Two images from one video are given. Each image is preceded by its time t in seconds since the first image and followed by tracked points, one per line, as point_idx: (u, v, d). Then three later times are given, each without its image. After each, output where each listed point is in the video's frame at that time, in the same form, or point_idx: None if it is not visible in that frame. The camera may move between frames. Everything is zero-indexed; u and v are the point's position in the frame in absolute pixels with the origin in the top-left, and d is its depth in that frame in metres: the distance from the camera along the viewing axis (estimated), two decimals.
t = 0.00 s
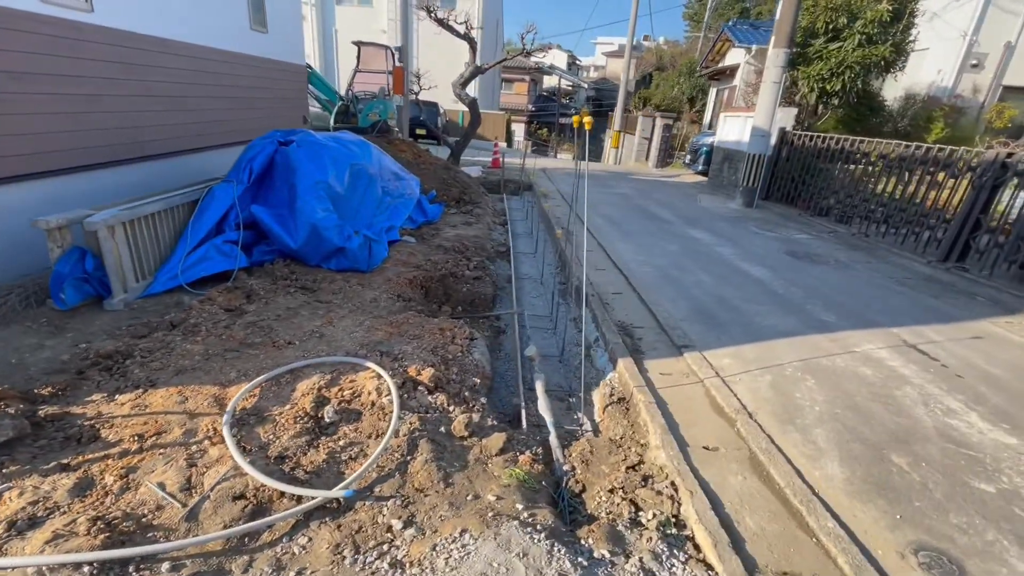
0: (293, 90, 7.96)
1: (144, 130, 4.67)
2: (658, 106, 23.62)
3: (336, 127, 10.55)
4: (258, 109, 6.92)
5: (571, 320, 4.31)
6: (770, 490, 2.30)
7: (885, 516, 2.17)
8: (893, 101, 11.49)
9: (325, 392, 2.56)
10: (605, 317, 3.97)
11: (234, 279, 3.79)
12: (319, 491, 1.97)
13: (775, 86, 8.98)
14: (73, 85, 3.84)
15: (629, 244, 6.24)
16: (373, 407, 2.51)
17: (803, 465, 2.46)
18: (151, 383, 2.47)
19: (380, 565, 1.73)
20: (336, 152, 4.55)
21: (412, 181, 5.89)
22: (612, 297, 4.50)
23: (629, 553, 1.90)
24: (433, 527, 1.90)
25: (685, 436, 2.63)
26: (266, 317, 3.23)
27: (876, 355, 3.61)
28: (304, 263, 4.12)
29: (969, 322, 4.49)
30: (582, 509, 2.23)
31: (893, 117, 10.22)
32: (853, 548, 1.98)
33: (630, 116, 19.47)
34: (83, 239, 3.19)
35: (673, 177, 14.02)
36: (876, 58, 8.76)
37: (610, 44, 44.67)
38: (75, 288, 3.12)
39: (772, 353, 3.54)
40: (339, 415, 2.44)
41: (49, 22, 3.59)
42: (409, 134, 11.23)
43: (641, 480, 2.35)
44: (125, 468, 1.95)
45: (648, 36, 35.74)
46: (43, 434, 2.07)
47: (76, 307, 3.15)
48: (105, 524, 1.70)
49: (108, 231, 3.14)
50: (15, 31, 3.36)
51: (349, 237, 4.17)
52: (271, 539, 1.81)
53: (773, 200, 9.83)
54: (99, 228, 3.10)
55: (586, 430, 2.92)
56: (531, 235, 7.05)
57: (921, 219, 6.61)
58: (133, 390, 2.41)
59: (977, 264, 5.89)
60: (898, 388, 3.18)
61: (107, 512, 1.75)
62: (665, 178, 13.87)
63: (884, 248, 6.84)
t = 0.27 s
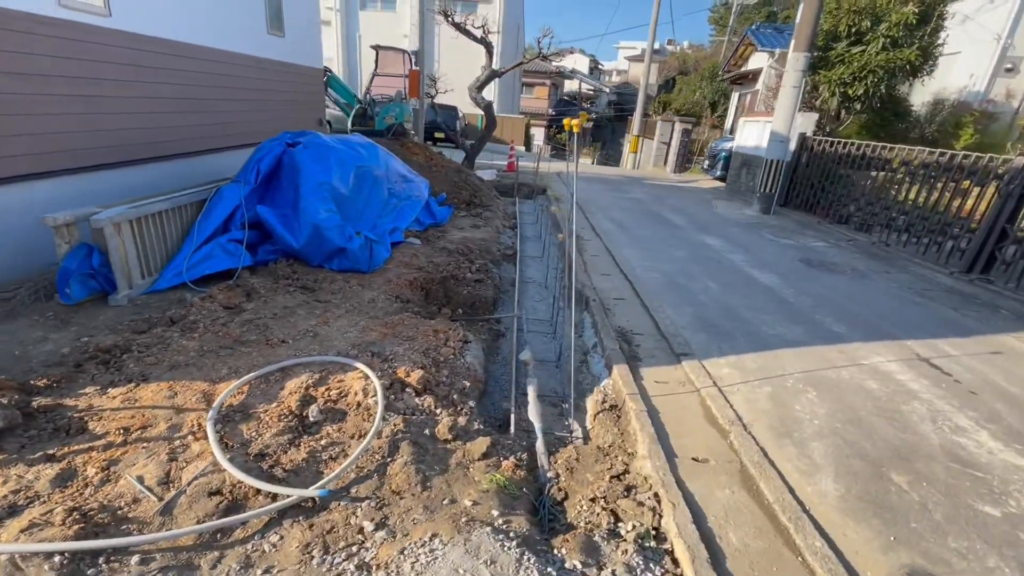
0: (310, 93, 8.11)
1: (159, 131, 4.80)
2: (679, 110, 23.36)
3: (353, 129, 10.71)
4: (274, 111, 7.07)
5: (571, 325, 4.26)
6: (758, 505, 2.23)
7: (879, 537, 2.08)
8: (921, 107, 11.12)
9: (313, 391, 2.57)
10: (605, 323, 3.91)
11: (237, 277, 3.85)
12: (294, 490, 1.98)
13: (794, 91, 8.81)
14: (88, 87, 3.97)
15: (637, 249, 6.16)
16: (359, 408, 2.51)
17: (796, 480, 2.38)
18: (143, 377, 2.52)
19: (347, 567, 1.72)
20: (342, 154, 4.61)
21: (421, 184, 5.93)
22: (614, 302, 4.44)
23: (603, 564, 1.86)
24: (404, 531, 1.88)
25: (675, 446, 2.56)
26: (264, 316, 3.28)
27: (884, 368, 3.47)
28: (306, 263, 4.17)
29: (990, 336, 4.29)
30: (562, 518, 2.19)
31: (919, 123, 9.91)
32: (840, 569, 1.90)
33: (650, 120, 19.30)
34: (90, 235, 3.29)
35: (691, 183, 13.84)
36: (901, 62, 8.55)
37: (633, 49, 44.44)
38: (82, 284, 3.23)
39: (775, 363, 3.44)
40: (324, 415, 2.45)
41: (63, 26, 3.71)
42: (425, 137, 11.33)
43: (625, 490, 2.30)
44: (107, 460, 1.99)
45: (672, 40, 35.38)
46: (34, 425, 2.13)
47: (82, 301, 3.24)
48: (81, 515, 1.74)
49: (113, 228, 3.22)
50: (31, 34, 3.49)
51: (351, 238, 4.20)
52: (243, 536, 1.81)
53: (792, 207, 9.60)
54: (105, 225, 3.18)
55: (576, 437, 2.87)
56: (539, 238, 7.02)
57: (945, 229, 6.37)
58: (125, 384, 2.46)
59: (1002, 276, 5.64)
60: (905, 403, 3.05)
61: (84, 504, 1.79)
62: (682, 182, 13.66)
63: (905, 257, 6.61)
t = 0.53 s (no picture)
0: (331, 95, 8.25)
1: (181, 129, 4.94)
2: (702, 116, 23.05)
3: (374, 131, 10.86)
4: (295, 112, 7.21)
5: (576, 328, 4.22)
6: (753, 517, 2.15)
7: (880, 557, 1.98)
8: (954, 114, 10.73)
9: (308, 386, 2.59)
10: (610, 327, 3.85)
11: (246, 272, 3.92)
12: (280, 483, 1.99)
13: (818, 97, 8.61)
14: (112, 86, 4.12)
15: (650, 254, 6.08)
16: (352, 404, 2.52)
17: (796, 494, 2.29)
18: (145, 367, 2.58)
19: (324, 561, 1.72)
20: (353, 154, 4.67)
21: (433, 185, 5.96)
22: (621, 306, 4.38)
23: (584, 572, 1.81)
24: (385, 528, 1.87)
25: (671, 454, 2.50)
26: (268, 311, 3.33)
27: (899, 381, 3.33)
28: (314, 260, 4.22)
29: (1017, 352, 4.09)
30: (549, 523, 2.15)
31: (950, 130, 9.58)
32: None
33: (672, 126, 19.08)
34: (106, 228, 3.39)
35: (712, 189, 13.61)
36: (931, 65, 8.23)
37: (659, 54, 44.09)
38: (96, 275, 3.33)
39: (783, 373, 3.33)
40: (317, 409, 2.46)
41: (92, 27, 3.87)
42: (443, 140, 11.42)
43: (615, 496, 2.25)
44: (101, 446, 2.03)
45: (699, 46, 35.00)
46: (36, 410, 2.19)
47: (96, 292, 3.34)
48: (69, 498, 1.78)
49: (126, 222, 3.30)
50: (59, 35, 3.63)
51: (358, 236, 4.24)
52: (226, 526, 1.82)
53: (815, 215, 9.35)
54: (118, 219, 3.27)
55: (572, 442, 2.83)
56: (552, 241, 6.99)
57: (974, 239, 6.11)
58: (127, 372, 2.52)
59: None
60: (919, 418, 2.92)
61: (74, 488, 1.83)
62: (703, 189, 13.47)
63: (932, 268, 6.36)
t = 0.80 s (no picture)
0: (354, 95, 8.35)
1: (203, 125, 5.05)
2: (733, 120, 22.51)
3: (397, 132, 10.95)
4: (318, 111, 7.31)
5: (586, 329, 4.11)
6: (757, 532, 2.01)
7: None
8: (1001, 117, 10.18)
9: (304, 377, 2.57)
10: (619, 329, 3.73)
11: (257, 265, 3.96)
12: (263, 473, 1.95)
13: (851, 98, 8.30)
14: (136, 81, 4.23)
15: (669, 257, 5.91)
16: (345, 397, 2.48)
17: (806, 510, 2.14)
18: (146, 353, 2.60)
19: (298, 554, 1.67)
20: (367, 151, 4.68)
21: (450, 183, 5.95)
22: (633, 308, 4.25)
23: None
24: (365, 524, 1.82)
25: (673, 461, 2.37)
26: (273, 302, 3.34)
27: (929, 394, 3.11)
28: (324, 255, 4.23)
29: None
30: (539, 528, 2.06)
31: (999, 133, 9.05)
32: None
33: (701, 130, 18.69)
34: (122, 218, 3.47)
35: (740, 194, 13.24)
36: (975, 65, 7.71)
37: (690, 58, 43.43)
38: (111, 263, 3.42)
39: (800, 381, 3.15)
40: (310, 401, 2.43)
41: (118, 24, 4.00)
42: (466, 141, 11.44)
43: (609, 503, 2.14)
44: (91, 428, 2.04)
45: (732, 49, 34.27)
46: (36, 391, 2.23)
47: (110, 280, 3.42)
48: (53, 478, 1.78)
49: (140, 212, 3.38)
50: (86, 31, 3.76)
51: (368, 231, 4.24)
52: (205, 514, 1.80)
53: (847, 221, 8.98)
54: (133, 209, 3.34)
55: (571, 445, 2.73)
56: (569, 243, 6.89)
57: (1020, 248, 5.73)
58: (128, 358, 2.55)
59: None
60: (948, 434, 2.71)
61: (59, 469, 1.84)
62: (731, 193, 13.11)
63: (972, 278, 6.00)
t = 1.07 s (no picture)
0: (380, 97, 8.45)
1: (228, 126, 5.17)
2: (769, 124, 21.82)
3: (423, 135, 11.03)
4: (342, 113, 7.41)
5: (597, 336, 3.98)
6: (761, 559, 1.86)
7: None
8: None
9: (300, 376, 2.55)
10: (631, 337, 3.60)
11: (269, 263, 3.99)
12: (246, 472, 1.92)
13: (892, 100, 7.90)
14: (161, 83, 4.35)
15: (691, 264, 5.71)
16: (340, 397, 2.44)
17: (817, 538, 1.97)
18: (149, 348, 2.63)
19: (271, 558, 1.63)
20: (383, 151, 4.68)
21: (468, 185, 5.91)
22: (648, 316, 4.10)
23: None
24: (342, 530, 1.76)
25: (675, 478, 2.23)
26: (280, 300, 3.35)
27: (966, 417, 2.86)
28: (336, 254, 4.25)
29: None
30: (528, 543, 1.97)
31: None
32: None
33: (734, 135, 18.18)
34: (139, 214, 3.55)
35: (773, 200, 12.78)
36: None
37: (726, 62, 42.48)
38: (128, 258, 3.51)
39: (822, 398, 2.95)
40: (304, 400, 2.41)
41: (146, 27, 4.13)
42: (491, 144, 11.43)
43: (603, 520, 2.03)
44: (86, 420, 2.06)
45: (770, 53, 33.32)
46: (38, 381, 2.27)
47: (127, 274, 3.51)
48: (40, 469, 1.79)
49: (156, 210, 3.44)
50: (115, 34, 3.90)
51: (380, 232, 4.23)
52: (184, 512, 1.78)
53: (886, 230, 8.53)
54: (149, 206, 3.41)
55: (571, 455, 2.62)
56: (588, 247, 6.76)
57: None
58: (132, 351, 2.58)
59: None
60: (985, 461, 2.48)
61: (47, 459, 1.85)
62: (763, 200, 12.68)
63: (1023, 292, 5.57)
